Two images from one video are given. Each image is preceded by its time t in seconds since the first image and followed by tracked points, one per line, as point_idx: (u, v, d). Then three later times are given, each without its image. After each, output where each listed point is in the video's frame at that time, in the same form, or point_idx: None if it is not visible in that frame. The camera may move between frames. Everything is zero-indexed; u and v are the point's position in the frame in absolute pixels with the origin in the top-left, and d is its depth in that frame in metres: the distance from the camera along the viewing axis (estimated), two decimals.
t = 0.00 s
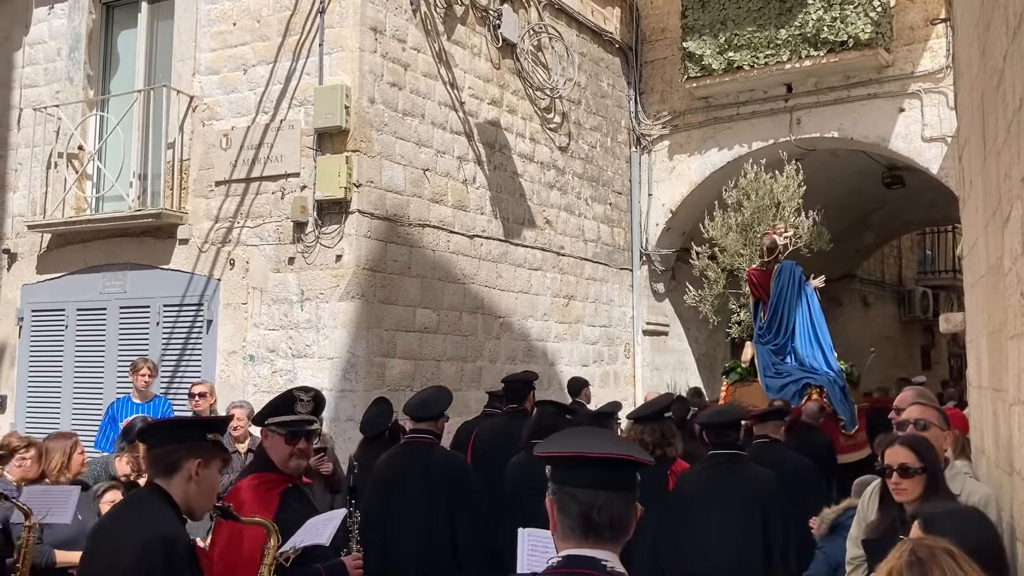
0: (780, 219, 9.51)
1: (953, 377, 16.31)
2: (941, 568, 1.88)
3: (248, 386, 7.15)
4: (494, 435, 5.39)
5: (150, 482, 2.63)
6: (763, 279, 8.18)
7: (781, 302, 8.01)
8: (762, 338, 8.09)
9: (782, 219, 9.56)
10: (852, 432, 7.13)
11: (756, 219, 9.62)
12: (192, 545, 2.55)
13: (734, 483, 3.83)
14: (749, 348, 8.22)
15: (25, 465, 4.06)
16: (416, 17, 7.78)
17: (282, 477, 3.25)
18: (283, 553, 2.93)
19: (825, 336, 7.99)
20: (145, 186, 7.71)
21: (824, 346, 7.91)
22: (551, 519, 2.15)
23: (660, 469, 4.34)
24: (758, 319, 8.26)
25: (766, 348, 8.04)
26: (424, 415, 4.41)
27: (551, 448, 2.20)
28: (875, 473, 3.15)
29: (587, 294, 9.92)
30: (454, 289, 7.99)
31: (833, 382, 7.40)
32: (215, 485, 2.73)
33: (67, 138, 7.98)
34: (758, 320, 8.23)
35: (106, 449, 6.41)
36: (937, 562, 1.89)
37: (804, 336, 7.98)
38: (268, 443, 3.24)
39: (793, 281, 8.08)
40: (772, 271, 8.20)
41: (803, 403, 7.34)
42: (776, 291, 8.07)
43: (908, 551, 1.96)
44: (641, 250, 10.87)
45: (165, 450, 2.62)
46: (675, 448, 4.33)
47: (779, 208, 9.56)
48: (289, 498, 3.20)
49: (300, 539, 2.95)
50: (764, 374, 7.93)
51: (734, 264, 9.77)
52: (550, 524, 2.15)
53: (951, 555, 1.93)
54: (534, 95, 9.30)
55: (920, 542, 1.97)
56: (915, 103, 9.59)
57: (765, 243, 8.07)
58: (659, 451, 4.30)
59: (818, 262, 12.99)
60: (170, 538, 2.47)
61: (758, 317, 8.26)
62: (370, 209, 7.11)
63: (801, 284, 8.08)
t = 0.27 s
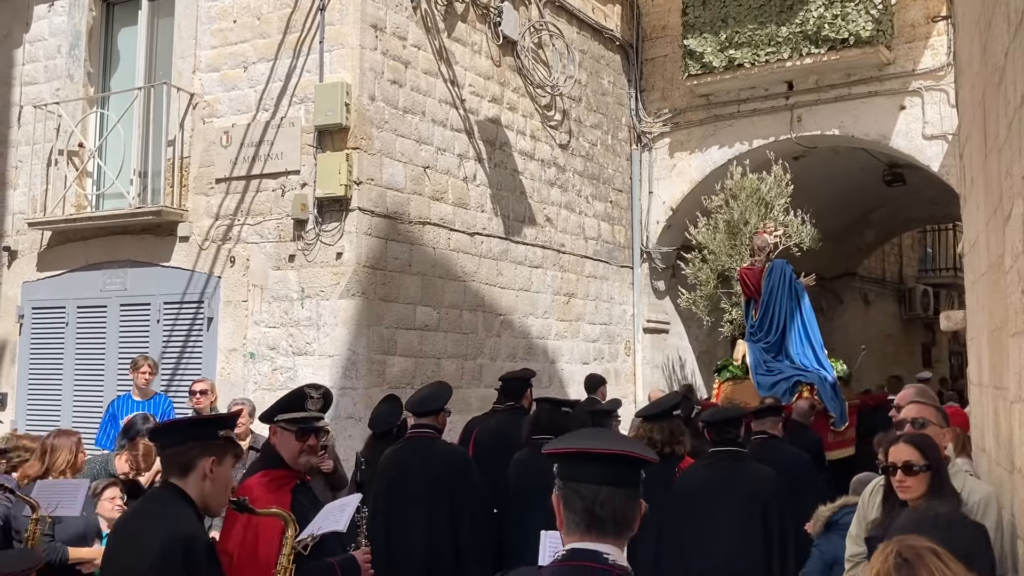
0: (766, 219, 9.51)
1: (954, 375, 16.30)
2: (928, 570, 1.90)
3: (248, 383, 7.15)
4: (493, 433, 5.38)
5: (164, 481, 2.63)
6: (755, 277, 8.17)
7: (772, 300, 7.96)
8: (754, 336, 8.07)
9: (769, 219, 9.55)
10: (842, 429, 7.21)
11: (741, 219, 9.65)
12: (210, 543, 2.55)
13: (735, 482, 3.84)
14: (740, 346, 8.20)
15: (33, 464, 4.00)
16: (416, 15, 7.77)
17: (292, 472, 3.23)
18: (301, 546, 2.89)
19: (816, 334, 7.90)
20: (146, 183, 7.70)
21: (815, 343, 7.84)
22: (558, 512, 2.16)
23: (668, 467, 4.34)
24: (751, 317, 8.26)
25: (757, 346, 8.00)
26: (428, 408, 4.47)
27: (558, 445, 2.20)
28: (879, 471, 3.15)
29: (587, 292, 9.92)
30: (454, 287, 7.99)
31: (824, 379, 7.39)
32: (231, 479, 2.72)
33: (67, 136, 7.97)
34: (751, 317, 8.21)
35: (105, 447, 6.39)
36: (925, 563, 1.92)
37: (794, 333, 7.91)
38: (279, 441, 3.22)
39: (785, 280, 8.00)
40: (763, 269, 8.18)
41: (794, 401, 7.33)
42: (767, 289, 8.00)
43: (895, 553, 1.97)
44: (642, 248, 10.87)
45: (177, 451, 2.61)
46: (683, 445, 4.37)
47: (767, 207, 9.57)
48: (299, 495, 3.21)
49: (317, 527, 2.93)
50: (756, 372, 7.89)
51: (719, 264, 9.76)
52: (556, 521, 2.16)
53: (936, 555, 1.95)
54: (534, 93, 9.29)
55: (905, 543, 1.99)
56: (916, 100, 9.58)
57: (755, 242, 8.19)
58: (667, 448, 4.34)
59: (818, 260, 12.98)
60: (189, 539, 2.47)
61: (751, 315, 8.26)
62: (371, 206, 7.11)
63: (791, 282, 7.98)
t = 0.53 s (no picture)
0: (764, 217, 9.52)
1: (954, 372, 16.31)
2: (913, 567, 1.96)
3: (249, 380, 7.15)
4: (490, 431, 5.40)
5: (177, 479, 2.65)
6: (751, 274, 8.15)
7: (769, 297, 7.96)
8: (750, 333, 8.08)
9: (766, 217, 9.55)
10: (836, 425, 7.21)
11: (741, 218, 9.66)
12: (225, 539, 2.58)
13: (742, 478, 3.82)
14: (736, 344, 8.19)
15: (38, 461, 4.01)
16: (417, 11, 7.77)
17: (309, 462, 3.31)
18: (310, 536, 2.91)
19: (811, 330, 8.01)
20: (146, 180, 7.70)
21: (810, 340, 7.96)
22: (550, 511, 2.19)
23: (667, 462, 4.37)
24: (747, 314, 8.24)
25: (753, 343, 8.02)
26: (432, 405, 4.51)
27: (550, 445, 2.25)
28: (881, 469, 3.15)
29: (588, 289, 9.92)
30: (455, 284, 7.99)
31: (819, 377, 7.53)
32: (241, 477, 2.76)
33: (68, 133, 7.98)
34: (747, 315, 8.19)
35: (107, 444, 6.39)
36: (909, 561, 1.97)
37: (790, 330, 7.97)
38: (294, 432, 3.30)
39: (779, 277, 7.99)
40: (758, 266, 8.19)
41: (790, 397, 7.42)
42: (762, 287, 8.01)
43: (881, 551, 2.03)
44: (642, 245, 10.87)
45: (189, 449, 2.65)
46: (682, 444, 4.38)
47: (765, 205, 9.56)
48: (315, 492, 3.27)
49: (327, 521, 2.92)
50: (751, 369, 7.92)
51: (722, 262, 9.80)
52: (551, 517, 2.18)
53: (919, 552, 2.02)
54: (535, 89, 9.29)
55: (889, 542, 2.04)
56: (917, 97, 9.57)
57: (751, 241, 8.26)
58: (668, 445, 4.35)
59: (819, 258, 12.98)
60: (206, 536, 2.49)
61: (746, 312, 8.25)
62: (371, 203, 7.10)
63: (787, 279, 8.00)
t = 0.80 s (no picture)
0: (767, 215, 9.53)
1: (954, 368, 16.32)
2: (938, 559, 2.02)
3: (250, 375, 7.16)
4: (488, 427, 5.41)
5: (188, 474, 2.65)
6: (754, 271, 8.13)
7: (771, 294, 7.94)
8: (752, 330, 8.05)
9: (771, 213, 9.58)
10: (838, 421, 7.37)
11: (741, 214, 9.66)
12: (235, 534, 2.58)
13: (755, 475, 3.86)
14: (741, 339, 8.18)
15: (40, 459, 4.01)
16: (417, 7, 7.76)
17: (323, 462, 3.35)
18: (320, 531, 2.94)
19: (814, 327, 7.95)
20: (147, 176, 7.70)
21: (813, 336, 7.90)
22: (547, 495, 2.48)
23: (666, 457, 4.45)
24: (748, 311, 8.23)
25: (756, 340, 7.99)
26: (445, 401, 4.56)
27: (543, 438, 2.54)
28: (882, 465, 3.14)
29: (588, 285, 9.92)
30: (455, 280, 7.99)
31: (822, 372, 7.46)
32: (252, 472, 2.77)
33: (68, 129, 7.97)
34: (749, 312, 8.18)
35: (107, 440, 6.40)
36: (934, 550, 2.04)
37: (793, 327, 7.92)
38: (310, 433, 3.32)
39: (782, 274, 7.96)
40: (761, 263, 8.17)
41: (793, 393, 7.39)
42: (765, 283, 7.99)
43: (906, 537, 2.09)
44: (643, 241, 10.87)
45: (201, 445, 2.65)
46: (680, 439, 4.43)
47: (766, 201, 9.60)
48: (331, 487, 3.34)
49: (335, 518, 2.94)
50: (754, 365, 7.90)
51: (720, 258, 9.77)
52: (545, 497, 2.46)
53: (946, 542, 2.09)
54: (536, 85, 9.28)
55: (916, 529, 2.11)
56: (918, 94, 9.56)
57: (754, 238, 8.24)
58: (661, 440, 4.44)
59: (820, 254, 12.99)
60: (215, 531, 2.49)
61: (748, 309, 8.24)
62: (371, 199, 7.10)
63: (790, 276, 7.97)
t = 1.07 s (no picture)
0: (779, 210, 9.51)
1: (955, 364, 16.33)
2: (958, 558, 1.95)
3: (251, 371, 7.16)
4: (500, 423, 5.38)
5: (196, 469, 2.66)
6: (763, 269, 8.10)
7: (781, 292, 7.92)
8: (762, 327, 8.04)
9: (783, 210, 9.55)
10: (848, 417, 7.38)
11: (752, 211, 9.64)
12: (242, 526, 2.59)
13: (770, 469, 4.06)
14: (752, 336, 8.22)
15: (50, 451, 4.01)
16: (417, 2, 7.75)
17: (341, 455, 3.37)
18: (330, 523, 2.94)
19: (823, 322, 7.93)
20: (147, 172, 7.70)
21: (822, 332, 7.88)
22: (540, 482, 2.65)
23: (665, 451, 4.53)
24: (758, 308, 8.23)
25: (766, 336, 8.02)
26: (464, 398, 4.58)
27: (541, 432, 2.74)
28: (882, 461, 3.13)
29: (589, 282, 9.92)
30: (455, 277, 7.98)
31: (832, 368, 7.46)
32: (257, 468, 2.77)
33: (68, 124, 7.97)
34: (759, 308, 8.18)
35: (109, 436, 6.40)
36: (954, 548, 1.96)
37: (803, 323, 7.91)
38: (330, 427, 3.34)
39: (791, 270, 7.91)
40: (770, 260, 8.13)
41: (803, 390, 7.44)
42: (774, 281, 7.94)
43: (926, 533, 2.02)
44: (643, 238, 10.87)
45: (206, 440, 2.66)
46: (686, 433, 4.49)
47: (779, 198, 9.56)
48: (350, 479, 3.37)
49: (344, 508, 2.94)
50: (765, 362, 7.97)
51: (733, 256, 9.75)
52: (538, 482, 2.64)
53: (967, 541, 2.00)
54: (537, 81, 9.28)
55: (937, 525, 2.03)
56: (919, 90, 9.55)
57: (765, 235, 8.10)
58: (660, 435, 4.56)
59: (821, 250, 12.98)
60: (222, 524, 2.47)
61: (758, 306, 8.23)
62: (372, 195, 7.10)
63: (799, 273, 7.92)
